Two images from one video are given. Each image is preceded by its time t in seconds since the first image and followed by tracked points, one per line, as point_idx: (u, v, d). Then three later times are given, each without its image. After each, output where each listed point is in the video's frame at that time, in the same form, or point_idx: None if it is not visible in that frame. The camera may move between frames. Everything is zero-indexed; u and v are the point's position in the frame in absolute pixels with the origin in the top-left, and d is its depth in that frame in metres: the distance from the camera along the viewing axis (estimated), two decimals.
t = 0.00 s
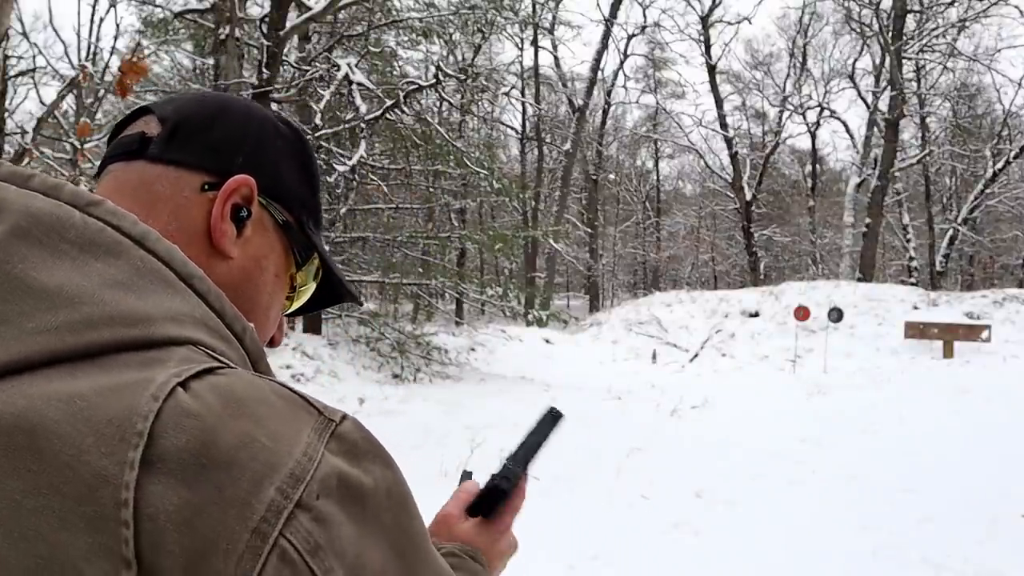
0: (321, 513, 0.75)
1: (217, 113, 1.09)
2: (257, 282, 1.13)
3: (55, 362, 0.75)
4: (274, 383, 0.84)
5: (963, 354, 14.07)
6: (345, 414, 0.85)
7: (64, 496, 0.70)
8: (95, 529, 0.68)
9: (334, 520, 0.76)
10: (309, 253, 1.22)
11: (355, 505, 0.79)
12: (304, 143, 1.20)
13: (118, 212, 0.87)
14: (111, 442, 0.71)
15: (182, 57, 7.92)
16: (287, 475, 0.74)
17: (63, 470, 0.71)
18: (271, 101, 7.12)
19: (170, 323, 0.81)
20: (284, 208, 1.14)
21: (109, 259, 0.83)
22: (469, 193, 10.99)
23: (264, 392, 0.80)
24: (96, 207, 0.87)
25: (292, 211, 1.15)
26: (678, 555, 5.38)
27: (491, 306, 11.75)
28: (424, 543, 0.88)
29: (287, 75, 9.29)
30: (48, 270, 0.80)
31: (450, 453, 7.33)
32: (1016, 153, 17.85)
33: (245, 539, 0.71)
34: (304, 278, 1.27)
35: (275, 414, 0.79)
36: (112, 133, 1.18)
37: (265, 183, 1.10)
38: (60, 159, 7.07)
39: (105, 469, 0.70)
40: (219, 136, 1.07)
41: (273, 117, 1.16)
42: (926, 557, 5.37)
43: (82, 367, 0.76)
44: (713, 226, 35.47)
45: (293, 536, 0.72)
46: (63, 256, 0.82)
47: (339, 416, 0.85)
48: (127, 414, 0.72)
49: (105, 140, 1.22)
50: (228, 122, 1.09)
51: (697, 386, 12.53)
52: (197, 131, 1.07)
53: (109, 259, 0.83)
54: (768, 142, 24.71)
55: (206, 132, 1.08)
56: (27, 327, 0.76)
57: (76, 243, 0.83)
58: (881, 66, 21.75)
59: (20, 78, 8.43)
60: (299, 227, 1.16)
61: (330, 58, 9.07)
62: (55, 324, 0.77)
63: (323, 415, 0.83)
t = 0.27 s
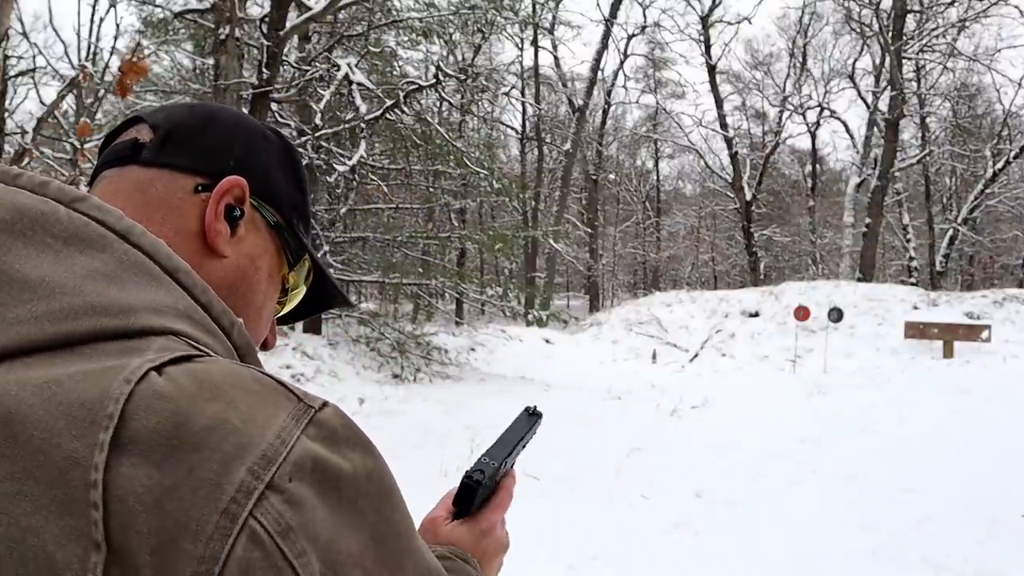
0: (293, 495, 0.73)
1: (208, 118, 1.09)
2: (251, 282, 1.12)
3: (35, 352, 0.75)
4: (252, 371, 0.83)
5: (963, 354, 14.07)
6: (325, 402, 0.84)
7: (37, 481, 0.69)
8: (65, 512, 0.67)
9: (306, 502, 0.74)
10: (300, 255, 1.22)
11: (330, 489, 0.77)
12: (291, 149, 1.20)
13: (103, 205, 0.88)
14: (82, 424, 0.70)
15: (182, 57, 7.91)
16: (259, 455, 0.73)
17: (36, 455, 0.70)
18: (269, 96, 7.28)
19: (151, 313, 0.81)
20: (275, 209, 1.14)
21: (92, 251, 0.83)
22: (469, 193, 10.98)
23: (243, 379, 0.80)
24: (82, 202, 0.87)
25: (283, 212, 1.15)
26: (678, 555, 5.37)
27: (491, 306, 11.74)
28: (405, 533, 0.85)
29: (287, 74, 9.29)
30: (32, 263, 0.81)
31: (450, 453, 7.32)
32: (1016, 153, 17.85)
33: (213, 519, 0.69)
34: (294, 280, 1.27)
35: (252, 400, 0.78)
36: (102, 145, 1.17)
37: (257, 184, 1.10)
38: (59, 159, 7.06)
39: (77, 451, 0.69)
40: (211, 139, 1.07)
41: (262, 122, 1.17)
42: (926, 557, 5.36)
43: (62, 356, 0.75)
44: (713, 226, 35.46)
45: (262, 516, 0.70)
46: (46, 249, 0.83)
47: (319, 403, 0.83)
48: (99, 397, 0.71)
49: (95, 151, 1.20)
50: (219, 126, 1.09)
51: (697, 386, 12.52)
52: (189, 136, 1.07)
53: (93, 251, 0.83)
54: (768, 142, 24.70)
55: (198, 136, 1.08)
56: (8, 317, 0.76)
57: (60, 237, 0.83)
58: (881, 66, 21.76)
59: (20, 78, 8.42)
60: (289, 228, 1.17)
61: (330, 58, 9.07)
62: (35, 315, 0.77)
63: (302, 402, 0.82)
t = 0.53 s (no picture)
0: (293, 501, 0.73)
1: (214, 120, 1.10)
2: (256, 282, 1.13)
3: (38, 351, 0.76)
4: (253, 374, 0.83)
5: (963, 354, 14.08)
6: (327, 407, 0.84)
7: (37, 479, 0.70)
8: (66, 512, 0.68)
9: (306, 509, 0.74)
10: (303, 257, 1.22)
11: (329, 494, 0.77)
12: (295, 151, 1.21)
13: (107, 209, 0.88)
14: (83, 426, 0.71)
15: (183, 57, 7.92)
16: (258, 460, 0.73)
17: (37, 455, 0.70)
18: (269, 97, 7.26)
19: (154, 315, 0.81)
20: (278, 211, 1.14)
21: (97, 252, 0.84)
22: (469, 193, 10.99)
23: (245, 381, 0.80)
24: (87, 204, 0.88)
25: (286, 213, 1.15)
26: (679, 555, 5.38)
27: (491, 306, 11.75)
28: (404, 539, 0.86)
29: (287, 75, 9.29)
30: (37, 263, 0.81)
31: (450, 453, 7.32)
32: (1016, 153, 17.85)
33: (211, 524, 0.69)
34: (298, 281, 1.27)
35: (253, 401, 0.78)
36: (109, 146, 1.18)
37: (262, 186, 1.11)
38: (59, 159, 7.07)
39: (77, 451, 0.70)
40: (216, 141, 1.08)
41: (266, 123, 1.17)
42: (926, 557, 5.37)
43: (67, 356, 0.76)
44: (713, 226, 35.47)
45: (262, 522, 0.71)
46: (52, 250, 0.83)
47: (321, 408, 0.83)
48: (100, 399, 0.72)
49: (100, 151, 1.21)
50: (224, 127, 1.10)
51: (697, 386, 12.53)
52: (195, 137, 1.08)
53: (97, 253, 0.84)
54: (768, 142, 24.72)
55: (203, 137, 1.08)
56: (13, 317, 0.77)
57: (66, 238, 0.84)
58: (881, 66, 21.78)
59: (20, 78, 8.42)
60: (293, 230, 1.17)
61: (331, 58, 9.07)
62: (37, 316, 0.77)
63: (304, 407, 0.82)
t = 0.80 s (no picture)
0: (293, 507, 0.73)
1: (221, 121, 1.10)
2: (258, 284, 1.13)
3: (40, 354, 0.75)
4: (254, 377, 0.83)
5: (963, 354, 14.07)
6: (327, 413, 0.84)
7: (37, 483, 0.69)
8: (67, 517, 0.67)
9: (306, 516, 0.74)
10: (305, 260, 1.22)
11: (330, 501, 0.77)
12: (302, 153, 1.21)
13: (111, 211, 0.88)
14: (85, 430, 0.70)
15: (183, 57, 7.92)
16: (259, 466, 0.73)
17: (39, 460, 0.70)
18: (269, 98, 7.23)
19: (155, 319, 0.81)
20: (282, 213, 1.14)
21: (100, 254, 0.84)
22: (469, 193, 10.98)
23: (245, 387, 0.80)
24: (90, 205, 0.88)
25: (290, 216, 1.15)
26: (678, 555, 5.38)
27: (491, 306, 11.75)
28: (405, 544, 0.85)
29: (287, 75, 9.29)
30: (39, 265, 0.81)
31: (450, 453, 7.32)
32: (1016, 153, 17.85)
33: (212, 531, 0.69)
34: (301, 282, 1.27)
35: (254, 406, 0.78)
36: (114, 144, 1.17)
37: (268, 188, 1.10)
38: (59, 159, 7.06)
39: (78, 456, 0.69)
40: (223, 141, 1.08)
41: (273, 125, 1.17)
42: (926, 557, 5.36)
43: (69, 359, 0.76)
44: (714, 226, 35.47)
45: (262, 529, 0.70)
46: (54, 251, 0.83)
47: (322, 414, 0.83)
48: (102, 403, 0.71)
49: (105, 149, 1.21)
50: (231, 126, 1.10)
51: (697, 386, 12.53)
52: (201, 137, 1.08)
53: (100, 256, 0.84)
54: (768, 142, 24.73)
55: (210, 138, 1.08)
56: (16, 319, 0.77)
57: (68, 240, 0.84)
58: (881, 66, 21.79)
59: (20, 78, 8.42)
60: (296, 232, 1.17)
61: (331, 58, 9.06)
62: (39, 319, 0.77)
63: (305, 412, 0.82)
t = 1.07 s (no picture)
0: (299, 515, 0.74)
1: (226, 121, 1.10)
2: (262, 284, 1.13)
3: (46, 357, 0.76)
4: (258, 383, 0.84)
5: (963, 354, 14.07)
6: (333, 418, 0.84)
7: (43, 489, 0.69)
8: (72, 523, 0.67)
9: (313, 523, 0.74)
10: (309, 259, 1.22)
11: (336, 508, 0.78)
12: (305, 151, 1.21)
13: (118, 216, 0.89)
14: (92, 436, 0.70)
15: (183, 57, 7.92)
16: (266, 474, 0.73)
17: (44, 465, 0.70)
18: (269, 99, 7.21)
19: (163, 323, 0.81)
20: (286, 213, 1.14)
21: (108, 257, 0.84)
22: (469, 193, 10.98)
23: (251, 393, 0.80)
24: (97, 207, 0.88)
25: (293, 216, 1.15)
26: (678, 555, 5.38)
27: (491, 306, 11.75)
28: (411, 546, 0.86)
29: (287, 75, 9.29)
30: (46, 268, 0.81)
31: (450, 453, 7.32)
32: (1016, 153, 17.85)
33: (220, 536, 0.69)
34: (305, 284, 1.27)
35: (259, 414, 0.78)
36: (116, 142, 1.17)
37: (271, 187, 1.11)
38: (59, 158, 7.07)
39: (85, 462, 0.69)
40: (228, 141, 1.08)
41: (276, 124, 1.18)
42: (926, 557, 5.36)
43: (73, 363, 0.76)
44: (714, 226, 35.48)
45: (268, 536, 0.71)
46: (61, 255, 0.83)
47: (327, 420, 0.84)
48: (110, 409, 0.72)
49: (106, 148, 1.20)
50: (235, 126, 1.10)
51: (697, 386, 12.53)
52: (206, 137, 1.08)
53: (107, 260, 0.84)
54: (768, 141, 24.72)
55: (213, 136, 1.08)
56: (23, 323, 0.77)
57: (75, 244, 0.84)
58: (881, 66, 21.79)
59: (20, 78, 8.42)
60: (300, 232, 1.17)
61: (330, 58, 9.06)
62: (48, 322, 0.77)
63: (310, 419, 0.82)
